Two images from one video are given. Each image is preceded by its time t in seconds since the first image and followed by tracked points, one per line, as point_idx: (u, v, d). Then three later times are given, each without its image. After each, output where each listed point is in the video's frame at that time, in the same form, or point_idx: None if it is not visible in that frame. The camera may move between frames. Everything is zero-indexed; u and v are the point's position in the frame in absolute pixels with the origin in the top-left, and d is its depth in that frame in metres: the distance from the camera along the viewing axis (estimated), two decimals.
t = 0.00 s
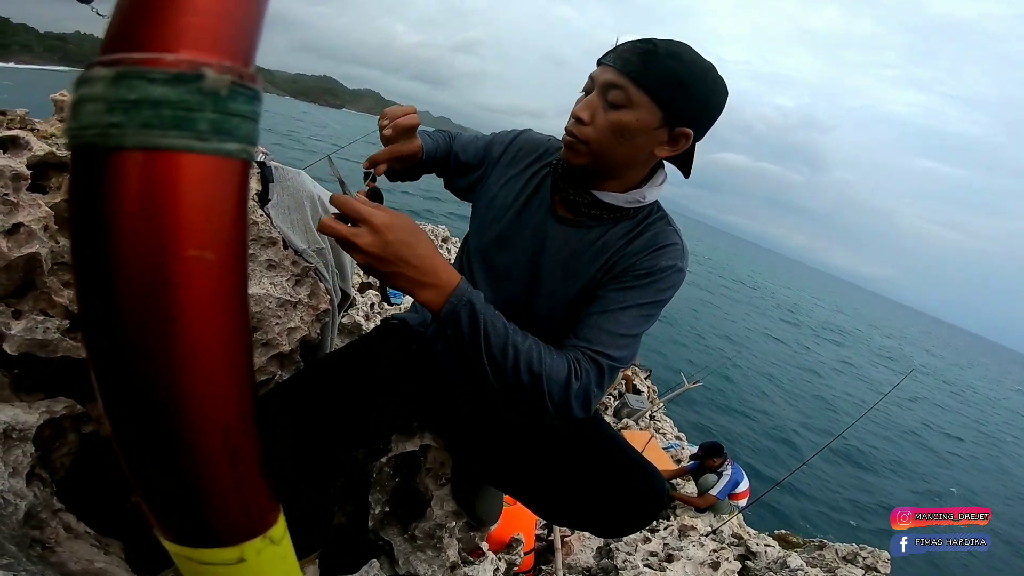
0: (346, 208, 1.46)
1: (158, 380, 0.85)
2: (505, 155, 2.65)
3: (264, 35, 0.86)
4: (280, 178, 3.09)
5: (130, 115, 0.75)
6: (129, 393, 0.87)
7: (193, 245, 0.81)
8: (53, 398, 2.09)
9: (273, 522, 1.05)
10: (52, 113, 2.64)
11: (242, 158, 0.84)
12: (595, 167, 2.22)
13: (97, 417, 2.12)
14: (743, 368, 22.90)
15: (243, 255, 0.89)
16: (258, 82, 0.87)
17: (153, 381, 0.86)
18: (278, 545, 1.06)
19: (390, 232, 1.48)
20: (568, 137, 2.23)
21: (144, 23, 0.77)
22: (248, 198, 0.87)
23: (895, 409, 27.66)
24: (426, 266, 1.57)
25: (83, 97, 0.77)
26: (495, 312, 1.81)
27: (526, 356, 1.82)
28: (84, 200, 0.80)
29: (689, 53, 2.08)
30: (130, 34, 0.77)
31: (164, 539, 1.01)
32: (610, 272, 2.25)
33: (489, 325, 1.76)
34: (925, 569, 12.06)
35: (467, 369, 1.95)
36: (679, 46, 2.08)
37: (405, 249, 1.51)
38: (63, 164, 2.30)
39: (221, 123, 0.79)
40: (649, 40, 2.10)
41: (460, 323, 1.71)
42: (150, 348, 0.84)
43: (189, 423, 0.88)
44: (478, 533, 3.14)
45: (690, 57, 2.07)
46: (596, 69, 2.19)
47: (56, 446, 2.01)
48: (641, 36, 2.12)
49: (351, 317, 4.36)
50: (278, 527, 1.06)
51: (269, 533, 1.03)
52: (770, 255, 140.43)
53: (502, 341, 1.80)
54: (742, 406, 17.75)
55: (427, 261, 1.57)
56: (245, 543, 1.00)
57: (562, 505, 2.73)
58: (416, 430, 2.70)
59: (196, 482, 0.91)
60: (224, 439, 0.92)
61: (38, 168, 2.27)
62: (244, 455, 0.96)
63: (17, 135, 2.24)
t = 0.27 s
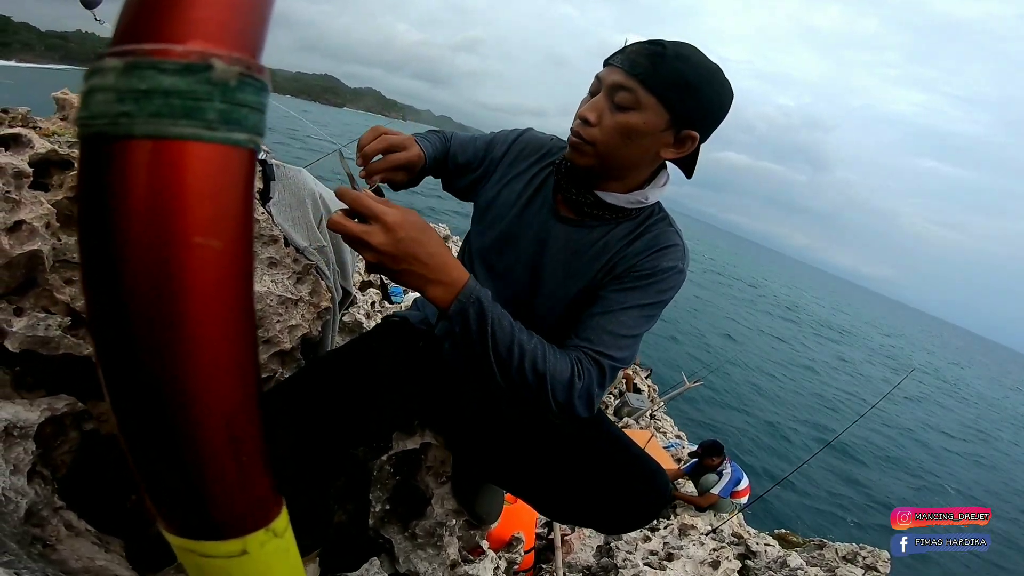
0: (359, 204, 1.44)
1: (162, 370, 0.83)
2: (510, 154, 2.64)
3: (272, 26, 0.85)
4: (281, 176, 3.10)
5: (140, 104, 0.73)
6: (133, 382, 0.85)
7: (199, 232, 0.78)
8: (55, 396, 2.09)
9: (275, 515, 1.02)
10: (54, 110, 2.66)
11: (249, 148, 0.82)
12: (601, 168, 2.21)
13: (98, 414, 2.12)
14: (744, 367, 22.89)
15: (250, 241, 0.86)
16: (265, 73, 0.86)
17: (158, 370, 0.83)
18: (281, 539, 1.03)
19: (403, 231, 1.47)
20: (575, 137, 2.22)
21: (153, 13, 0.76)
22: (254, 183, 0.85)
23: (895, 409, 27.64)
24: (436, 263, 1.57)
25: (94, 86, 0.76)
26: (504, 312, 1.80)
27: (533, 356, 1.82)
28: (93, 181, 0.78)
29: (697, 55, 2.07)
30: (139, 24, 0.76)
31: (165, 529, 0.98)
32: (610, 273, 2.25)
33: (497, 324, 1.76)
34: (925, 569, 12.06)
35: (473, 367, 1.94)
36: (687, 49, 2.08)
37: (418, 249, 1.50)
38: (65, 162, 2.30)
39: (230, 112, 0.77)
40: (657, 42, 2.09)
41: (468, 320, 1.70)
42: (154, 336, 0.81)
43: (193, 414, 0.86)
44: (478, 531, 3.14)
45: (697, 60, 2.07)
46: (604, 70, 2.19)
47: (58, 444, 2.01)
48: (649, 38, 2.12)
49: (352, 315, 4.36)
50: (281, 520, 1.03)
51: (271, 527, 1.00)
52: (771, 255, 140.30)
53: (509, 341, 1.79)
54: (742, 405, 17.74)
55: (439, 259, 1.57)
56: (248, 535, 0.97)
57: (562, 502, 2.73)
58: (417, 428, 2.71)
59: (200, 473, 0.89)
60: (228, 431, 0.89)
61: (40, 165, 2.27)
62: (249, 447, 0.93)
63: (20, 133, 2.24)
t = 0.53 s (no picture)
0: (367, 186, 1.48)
1: (162, 365, 0.83)
2: (514, 159, 2.62)
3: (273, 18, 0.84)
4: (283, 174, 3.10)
5: (141, 96, 0.73)
6: (133, 379, 0.84)
7: (200, 224, 0.78)
8: (56, 394, 2.09)
9: (276, 512, 1.01)
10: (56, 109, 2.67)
11: (251, 140, 0.81)
12: (603, 167, 2.20)
13: (99, 413, 2.12)
14: (745, 366, 22.87)
15: (251, 236, 0.86)
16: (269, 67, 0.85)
17: (158, 365, 0.83)
18: (281, 536, 1.03)
19: (409, 217, 1.49)
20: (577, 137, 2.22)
21: (155, 6, 0.76)
22: (256, 177, 0.85)
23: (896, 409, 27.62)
24: (437, 253, 1.57)
25: (95, 79, 0.75)
26: (502, 306, 1.80)
27: (528, 351, 1.82)
28: (94, 177, 0.77)
29: (699, 54, 2.07)
30: (142, 16, 0.76)
31: (166, 527, 0.98)
32: (611, 274, 2.24)
33: (495, 317, 1.75)
34: (925, 569, 12.06)
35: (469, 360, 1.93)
36: (689, 48, 2.07)
37: (422, 235, 1.50)
38: (66, 160, 2.30)
39: (231, 105, 0.76)
40: (659, 40, 2.08)
41: (466, 312, 1.70)
42: (153, 331, 0.81)
43: (194, 409, 0.85)
44: (479, 530, 3.15)
45: (699, 59, 2.06)
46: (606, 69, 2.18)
47: (58, 442, 2.01)
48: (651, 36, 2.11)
49: (353, 313, 4.36)
50: (281, 517, 1.03)
51: (271, 524, 1.00)
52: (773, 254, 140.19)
53: (505, 334, 1.79)
54: (743, 405, 17.74)
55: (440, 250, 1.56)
56: (248, 532, 0.97)
57: (563, 502, 2.73)
58: (418, 426, 2.70)
59: (200, 469, 0.89)
60: (229, 426, 0.89)
61: (42, 163, 2.27)
62: (249, 444, 0.93)
63: (21, 131, 2.23)
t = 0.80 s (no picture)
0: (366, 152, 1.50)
1: (158, 370, 0.82)
2: (514, 161, 2.62)
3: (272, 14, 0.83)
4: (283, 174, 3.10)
5: (133, 93, 0.72)
6: (130, 385, 0.84)
7: (196, 228, 0.77)
8: (57, 394, 2.09)
9: (277, 520, 1.01)
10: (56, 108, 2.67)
11: (249, 139, 0.81)
12: (603, 165, 2.20)
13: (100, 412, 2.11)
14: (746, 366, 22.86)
15: (249, 238, 0.86)
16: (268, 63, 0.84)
17: (154, 370, 0.82)
18: (283, 544, 1.03)
19: (411, 188, 1.52)
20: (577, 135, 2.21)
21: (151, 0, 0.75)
22: (254, 179, 0.84)
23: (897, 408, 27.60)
24: (434, 230, 1.57)
25: (86, 75, 0.75)
26: (492, 288, 1.79)
27: (514, 332, 1.80)
28: (85, 186, 0.77)
29: (698, 52, 2.06)
30: (137, 11, 0.75)
31: (164, 537, 0.98)
32: (610, 272, 2.23)
33: (484, 297, 1.74)
34: (924, 569, 12.05)
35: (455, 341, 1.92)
36: (689, 45, 2.07)
37: (417, 207, 1.52)
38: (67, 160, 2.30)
39: (227, 102, 0.76)
40: (658, 39, 2.08)
41: (456, 290, 1.70)
42: (150, 337, 0.81)
43: (191, 414, 0.85)
44: (479, 530, 3.15)
45: (699, 57, 2.06)
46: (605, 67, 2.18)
47: (59, 442, 2.01)
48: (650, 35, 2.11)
49: (354, 312, 4.36)
50: (283, 526, 1.03)
51: (273, 533, 1.00)
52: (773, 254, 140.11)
53: (493, 316, 1.77)
54: (744, 404, 17.73)
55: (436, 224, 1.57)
56: (250, 541, 0.97)
57: (563, 502, 2.72)
58: (419, 426, 2.70)
59: (200, 476, 0.89)
60: (227, 432, 0.88)
61: (42, 163, 2.27)
62: (249, 450, 0.93)
63: (21, 130, 2.22)
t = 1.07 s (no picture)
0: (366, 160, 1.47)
1: (160, 378, 0.82)
2: (517, 159, 2.61)
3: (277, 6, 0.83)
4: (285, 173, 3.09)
5: (131, 86, 0.71)
6: (131, 392, 0.83)
7: (198, 231, 0.77)
8: (59, 393, 2.09)
9: (284, 533, 1.01)
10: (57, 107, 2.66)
11: (253, 136, 0.80)
12: (607, 163, 2.18)
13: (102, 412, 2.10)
14: (748, 365, 22.83)
15: (253, 241, 0.85)
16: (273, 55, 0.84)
17: (156, 376, 0.82)
18: (290, 557, 1.03)
19: (420, 190, 1.51)
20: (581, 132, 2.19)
21: None
22: (259, 180, 0.83)
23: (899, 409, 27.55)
24: (439, 232, 1.56)
25: (81, 67, 0.74)
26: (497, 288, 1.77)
27: (518, 333, 1.79)
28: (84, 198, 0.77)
29: (705, 53, 2.06)
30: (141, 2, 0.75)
31: (169, 550, 0.98)
32: (612, 272, 2.22)
33: (488, 297, 1.73)
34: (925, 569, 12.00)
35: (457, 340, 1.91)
36: (696, 45, 2.06)
37: (423, 207, 1.52)
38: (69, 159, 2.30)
39: (230, 98, 0.75)
40: (665, 38, 2.07)
41: (460, 291, 1.69)
42: (152, 344, 0.80)
43: (193, 422, 0.84)
44: (481, 531, 3.13)
45: (705, 57, 2.05)
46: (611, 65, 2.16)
47: (60, 442, 2.01)
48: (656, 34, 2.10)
49: (355, 311, 4.35)
50: (290, 538, 1.03)
51: (281, 546, 1.00)
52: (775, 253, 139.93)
53: (497, 317, 1.76)
54: (746, 404, 17.70)
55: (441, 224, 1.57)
56: (257, 555, 0.97)
57: (566, 503, 2.72)
58: (421, 426, 2.69)
59: (203, 485, 0.88)
60: (231, 439, 0.88)
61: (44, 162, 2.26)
62: (254, 459, 0.93)
63: (23, 129, 2.22)
